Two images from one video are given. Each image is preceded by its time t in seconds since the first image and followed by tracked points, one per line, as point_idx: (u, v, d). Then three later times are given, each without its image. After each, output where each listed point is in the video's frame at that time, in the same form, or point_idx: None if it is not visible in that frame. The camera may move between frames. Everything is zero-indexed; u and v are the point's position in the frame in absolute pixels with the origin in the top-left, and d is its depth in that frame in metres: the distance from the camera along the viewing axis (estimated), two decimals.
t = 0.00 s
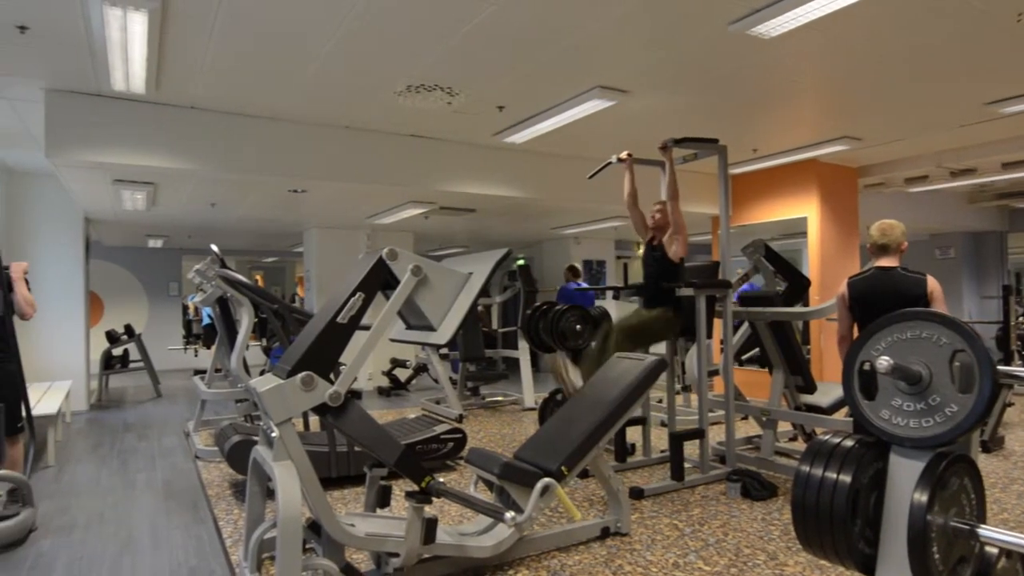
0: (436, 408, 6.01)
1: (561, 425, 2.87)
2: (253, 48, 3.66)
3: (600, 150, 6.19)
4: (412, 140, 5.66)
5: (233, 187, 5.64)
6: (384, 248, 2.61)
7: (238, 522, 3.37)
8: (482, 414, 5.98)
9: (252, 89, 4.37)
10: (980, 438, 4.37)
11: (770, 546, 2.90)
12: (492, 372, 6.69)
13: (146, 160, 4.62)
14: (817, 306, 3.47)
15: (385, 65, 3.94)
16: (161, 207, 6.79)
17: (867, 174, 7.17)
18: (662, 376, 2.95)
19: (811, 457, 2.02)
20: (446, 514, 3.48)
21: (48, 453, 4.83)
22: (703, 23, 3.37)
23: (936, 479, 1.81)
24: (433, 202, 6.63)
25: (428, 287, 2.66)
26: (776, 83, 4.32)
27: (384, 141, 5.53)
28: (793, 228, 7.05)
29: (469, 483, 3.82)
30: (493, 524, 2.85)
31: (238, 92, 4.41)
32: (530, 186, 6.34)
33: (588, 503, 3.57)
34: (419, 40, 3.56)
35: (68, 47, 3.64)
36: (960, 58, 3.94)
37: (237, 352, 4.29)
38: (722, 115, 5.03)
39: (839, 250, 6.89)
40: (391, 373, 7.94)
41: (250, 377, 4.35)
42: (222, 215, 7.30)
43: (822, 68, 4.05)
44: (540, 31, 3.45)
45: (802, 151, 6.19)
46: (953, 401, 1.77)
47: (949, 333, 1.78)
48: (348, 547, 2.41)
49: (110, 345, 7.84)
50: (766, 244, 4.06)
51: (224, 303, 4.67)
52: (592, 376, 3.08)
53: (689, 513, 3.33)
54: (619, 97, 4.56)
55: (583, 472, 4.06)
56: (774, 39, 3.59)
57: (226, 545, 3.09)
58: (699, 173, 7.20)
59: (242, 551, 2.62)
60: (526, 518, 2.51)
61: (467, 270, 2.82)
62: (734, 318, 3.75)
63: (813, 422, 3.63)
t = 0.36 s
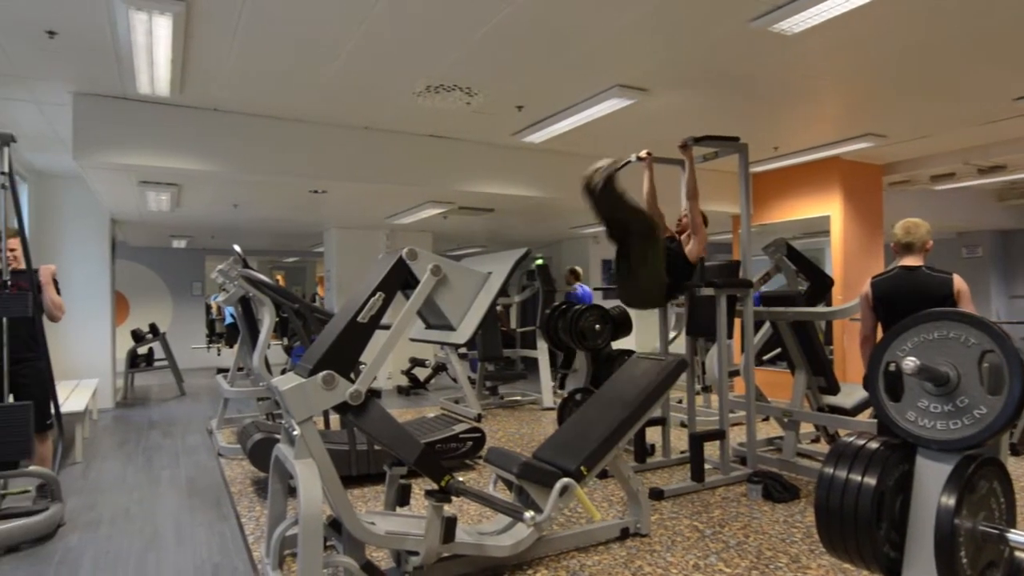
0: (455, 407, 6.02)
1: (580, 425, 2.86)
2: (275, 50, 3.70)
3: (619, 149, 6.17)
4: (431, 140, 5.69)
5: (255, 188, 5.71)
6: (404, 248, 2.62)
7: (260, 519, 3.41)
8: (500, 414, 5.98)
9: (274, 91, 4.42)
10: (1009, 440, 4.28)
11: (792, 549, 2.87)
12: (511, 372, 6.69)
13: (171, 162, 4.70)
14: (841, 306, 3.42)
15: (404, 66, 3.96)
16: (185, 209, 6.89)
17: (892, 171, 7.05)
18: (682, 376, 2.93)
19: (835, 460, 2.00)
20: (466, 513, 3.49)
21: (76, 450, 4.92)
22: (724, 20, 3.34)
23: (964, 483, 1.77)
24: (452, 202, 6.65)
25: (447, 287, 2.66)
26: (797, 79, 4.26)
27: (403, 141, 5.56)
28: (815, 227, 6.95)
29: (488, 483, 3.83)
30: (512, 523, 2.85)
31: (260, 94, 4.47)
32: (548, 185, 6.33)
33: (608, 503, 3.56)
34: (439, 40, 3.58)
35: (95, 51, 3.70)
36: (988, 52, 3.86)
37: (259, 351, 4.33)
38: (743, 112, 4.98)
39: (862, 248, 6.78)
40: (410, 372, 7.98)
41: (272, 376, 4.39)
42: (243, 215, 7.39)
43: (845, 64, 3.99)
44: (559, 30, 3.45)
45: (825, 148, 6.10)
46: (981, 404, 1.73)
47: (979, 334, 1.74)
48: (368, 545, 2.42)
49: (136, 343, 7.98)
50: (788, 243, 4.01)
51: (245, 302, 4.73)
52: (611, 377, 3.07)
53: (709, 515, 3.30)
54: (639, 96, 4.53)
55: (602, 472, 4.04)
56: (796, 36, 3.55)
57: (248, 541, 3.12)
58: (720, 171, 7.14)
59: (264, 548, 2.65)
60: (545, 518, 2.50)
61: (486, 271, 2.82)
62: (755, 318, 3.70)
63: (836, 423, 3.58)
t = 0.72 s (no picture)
0: (472, 407, 6.04)
1: (597, 425, 2.85)
2: (294, 52, 3.74)
3: (636, 148, 6.14)
4: (448, 141, 5.70)
5: (273, 189, 5.76)
6: (422, 248, 2.64)
7: (278, 517, 3.44)
8: (517, 413, 5.98)
9: (293, 93, 4.46)
10: None
11: (812, 551, 2.84)
12: (528, 372, 6.69)
13: (192, 164, 4.76)
14: (862, 306, 3.37)
15: (421, 66, 3.98)
16: (205, 209, 6.97)
17: (914, 169, 6.95)
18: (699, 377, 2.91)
19: (856, 461, 1.98)
20: (483, 512, 3.50)
21: (99, 446, 5.01)
22: (742, 18, 3.32)
23: (989, 486, 1.74)
24: (468, 202, 6.67)
25: (464, 287, 2.67)
26: (817, 77, 4.22)
27: (420, 142, 5.59)
28: (835, 226, 6.87)
29: (505, 483, 3.83)
30: (528, 523, 2.85)
31: (279, 95, 4.51)
32: (565, 185, 6.33)
33: (624, 504, 3.55)
34: (455, 41, 3.59)
35: (118, 54, 3.76)
36: (1014, 48, 3.79)
37: (277, 350, 4.38)
38: (761, 111, 4.94)
39: (884, 247, 6.68)
40: (427, 371, 8.01)
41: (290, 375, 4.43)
42: (262, 216, 7.47)
43: (867, 61, 3.94)
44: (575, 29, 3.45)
45: (845, 146, 6.03)
46: (1007, 405, 1.70)
47: (1005, 334, 1.71)
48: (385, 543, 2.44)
49: (157, 342, 8.09)
50: (807, 242, 3.97)
51: (264, 302, 4.77)
52: (628, 376, 3.06)
53: (727, 516, 3.28)
54: (656, 95, 4.51)
55: (619, 472, 4.03)
56: (816, 33, 3.51)
57: (267, 539, 3.16)
58: (738, 170, 7.08)
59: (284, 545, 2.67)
60: (562, 518, 2.50)
61: (503, 271, 2.83)
62: (774, 318, 3.66)
63: (857, 425, 3.53)
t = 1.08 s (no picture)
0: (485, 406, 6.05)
1: (610, 426, 2.84)
2: (308, 53, 3.76)
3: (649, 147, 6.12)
4: (461, 141, 5.71)
5: (288, 189, 5.81)
6: (435, 248, 2.64)
7: (293, 515, 3.47)
8: (530, 413, 5.98)
9: (308, 94, 4.49)
10: None
11: (828, 553, 2.81)
12: (541, 372, 6.68)
13: (208, 165, 4.80)
14: (879, 306, 3.33)
15: (434, 66, 3.99)
16: (221, 210, 7.04)
17: (933, 167, 6.85)
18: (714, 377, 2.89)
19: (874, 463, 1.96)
20: (496, 512, 3.50)
21: (117, 444, 5.07)
22: (757, 15, 3.29)
23: (1011, 488, 1.72)
24: (480, 202, 6.68)
25: (478, 287, 2.67)
26: (834, 74, 4.17)
27: (433, 142, 5.60)
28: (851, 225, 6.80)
29: (518, 482, 3.84)
30: (542, 523, 2.85)
31: (293, 96, 4.54)
32: (578, 185, 6.32)
33: (638, 504, 3.54)
34: (469, 41, 3.60)
35: (136, 57, 3.80)
36: None
37: (292, 350, 4.41)
38: (777, 109, 4.90)
39: (901, 246, 6.60)
40: (440, 371, 8.03)
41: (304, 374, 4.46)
42: (277, 216, 7.52)
43: (885, 57, 3.89)
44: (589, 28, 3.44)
45: (862, 144, 5.96)
46: None
47: None
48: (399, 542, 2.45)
49: (173, 342, 8.18)
50: (823, 241, 3.92)
51: (279, 302, 4.81)
52: (642, 376, 3.05)
53: (742, 517, 3.25)
54: (670, 93, 4.49)
55: (632, 473, 4.01)
56: (833, 30, 3.47)
57: (282, 536, 3.18)
58: (752, 169, 7.02)
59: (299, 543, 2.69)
60: (575, 518, 2.50)
61: (516, 271, 2.83)
62: (789, 318, 3.63)
63: (874, 426, 3.49)
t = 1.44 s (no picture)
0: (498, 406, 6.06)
1: (625, 426, 2.83)
2: (324, 54, 3.79)
3: (663, 146, 6.09)
4: (474, 141, 5.72)
5: (303, 190, 5.85)
6: (449, 248, 2.65)
7: (308, 513, 3.49)
8: (543, 413, 5.98)
9: (323, 95, 4.52)
10: None
11: (845, 556, 2.78)
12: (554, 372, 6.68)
13: (224, 165, 4.85)
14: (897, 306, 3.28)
15: (448, 66, 4.00)
16: (236, 210, 7.10)
17: (951, 165, 6.76)
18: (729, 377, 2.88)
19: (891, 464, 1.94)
20: (509, 512, 3.51)
21: (135, 442, 5.13)
22: (773, 12, 3.26)
23: None
24: (493, 202, 6.69)
25: (491, 287, 2.67)
26: (851, 71, 4.13)
27: (447, 142, 5.62)
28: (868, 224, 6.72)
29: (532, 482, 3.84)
30: (555, 523, 2.85)
31: (308, 97, 4.57)
32: (592, 184, 6.30)
33: (651, 505, 3.52)
34: (483, 40, 3.60)
35: (155, 59, 3.85)
36: None
37: (307, 349, 4.44)
38: (793, 107, 4.86)
39: (919, 246, 6.52)
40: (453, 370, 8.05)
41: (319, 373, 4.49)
42: (291, 217, 7.58)
43: (903, 55, 3.84)
44: (603, 27, 3.43)
45: (880, 142, 5.90)
46: None
47: None
48: (414, 541, 2.46)
49: (190, 341, 8.27)
50: (839, 240, 3.88)
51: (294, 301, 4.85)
52: (656, 376, 3.03)
53: (757, 519, 3.23)
54: (684, 92, 4.46)
55: (646, 473, 4.00)
56: (850, 26, 3.43)
57: (298, 534, 3.21)
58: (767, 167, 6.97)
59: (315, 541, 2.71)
60: (589, 519, 2.49)
61: (530, 270, 2.83)
62: (805, 317, 3.60)
63: (891, 427, 3.45)
